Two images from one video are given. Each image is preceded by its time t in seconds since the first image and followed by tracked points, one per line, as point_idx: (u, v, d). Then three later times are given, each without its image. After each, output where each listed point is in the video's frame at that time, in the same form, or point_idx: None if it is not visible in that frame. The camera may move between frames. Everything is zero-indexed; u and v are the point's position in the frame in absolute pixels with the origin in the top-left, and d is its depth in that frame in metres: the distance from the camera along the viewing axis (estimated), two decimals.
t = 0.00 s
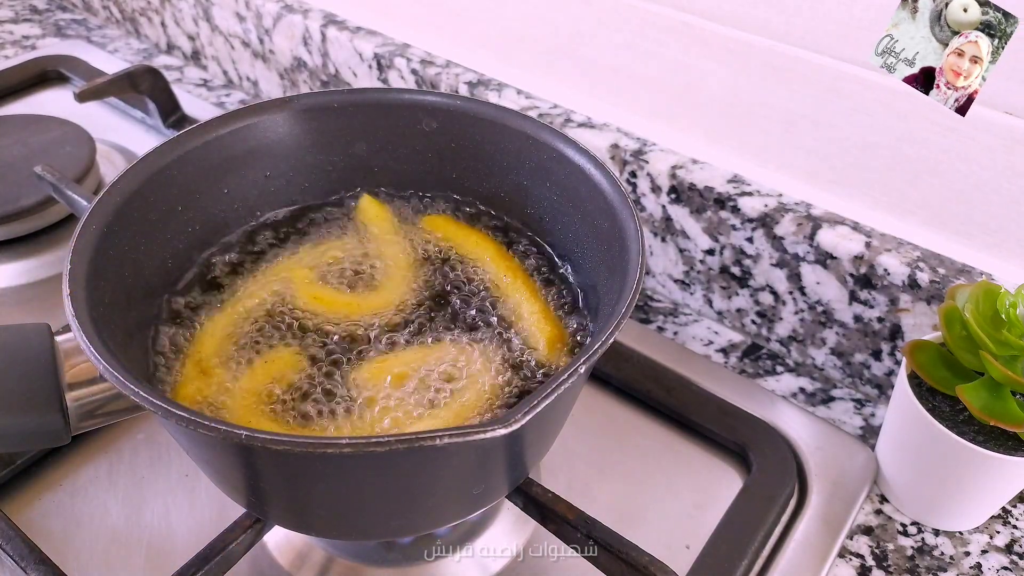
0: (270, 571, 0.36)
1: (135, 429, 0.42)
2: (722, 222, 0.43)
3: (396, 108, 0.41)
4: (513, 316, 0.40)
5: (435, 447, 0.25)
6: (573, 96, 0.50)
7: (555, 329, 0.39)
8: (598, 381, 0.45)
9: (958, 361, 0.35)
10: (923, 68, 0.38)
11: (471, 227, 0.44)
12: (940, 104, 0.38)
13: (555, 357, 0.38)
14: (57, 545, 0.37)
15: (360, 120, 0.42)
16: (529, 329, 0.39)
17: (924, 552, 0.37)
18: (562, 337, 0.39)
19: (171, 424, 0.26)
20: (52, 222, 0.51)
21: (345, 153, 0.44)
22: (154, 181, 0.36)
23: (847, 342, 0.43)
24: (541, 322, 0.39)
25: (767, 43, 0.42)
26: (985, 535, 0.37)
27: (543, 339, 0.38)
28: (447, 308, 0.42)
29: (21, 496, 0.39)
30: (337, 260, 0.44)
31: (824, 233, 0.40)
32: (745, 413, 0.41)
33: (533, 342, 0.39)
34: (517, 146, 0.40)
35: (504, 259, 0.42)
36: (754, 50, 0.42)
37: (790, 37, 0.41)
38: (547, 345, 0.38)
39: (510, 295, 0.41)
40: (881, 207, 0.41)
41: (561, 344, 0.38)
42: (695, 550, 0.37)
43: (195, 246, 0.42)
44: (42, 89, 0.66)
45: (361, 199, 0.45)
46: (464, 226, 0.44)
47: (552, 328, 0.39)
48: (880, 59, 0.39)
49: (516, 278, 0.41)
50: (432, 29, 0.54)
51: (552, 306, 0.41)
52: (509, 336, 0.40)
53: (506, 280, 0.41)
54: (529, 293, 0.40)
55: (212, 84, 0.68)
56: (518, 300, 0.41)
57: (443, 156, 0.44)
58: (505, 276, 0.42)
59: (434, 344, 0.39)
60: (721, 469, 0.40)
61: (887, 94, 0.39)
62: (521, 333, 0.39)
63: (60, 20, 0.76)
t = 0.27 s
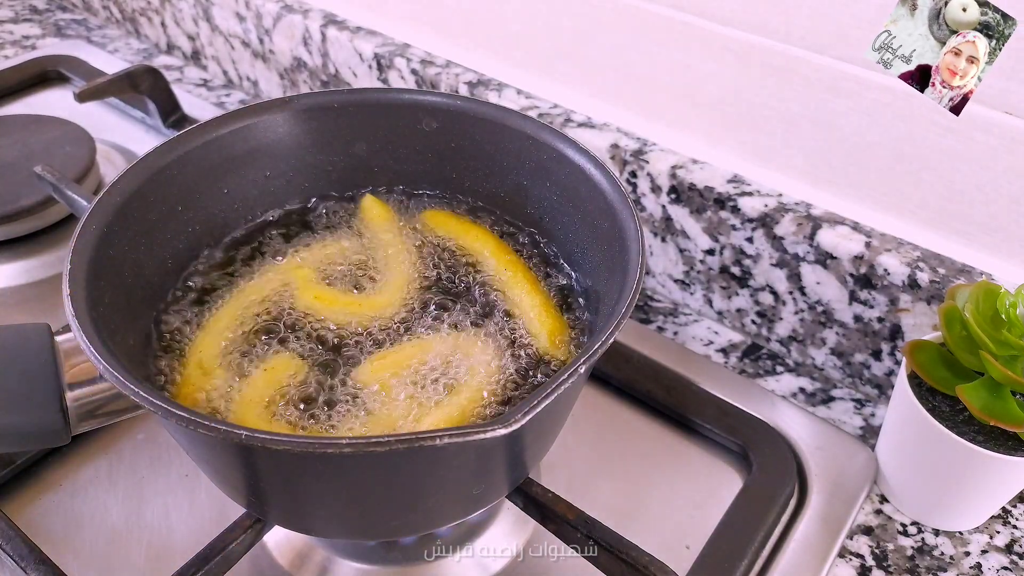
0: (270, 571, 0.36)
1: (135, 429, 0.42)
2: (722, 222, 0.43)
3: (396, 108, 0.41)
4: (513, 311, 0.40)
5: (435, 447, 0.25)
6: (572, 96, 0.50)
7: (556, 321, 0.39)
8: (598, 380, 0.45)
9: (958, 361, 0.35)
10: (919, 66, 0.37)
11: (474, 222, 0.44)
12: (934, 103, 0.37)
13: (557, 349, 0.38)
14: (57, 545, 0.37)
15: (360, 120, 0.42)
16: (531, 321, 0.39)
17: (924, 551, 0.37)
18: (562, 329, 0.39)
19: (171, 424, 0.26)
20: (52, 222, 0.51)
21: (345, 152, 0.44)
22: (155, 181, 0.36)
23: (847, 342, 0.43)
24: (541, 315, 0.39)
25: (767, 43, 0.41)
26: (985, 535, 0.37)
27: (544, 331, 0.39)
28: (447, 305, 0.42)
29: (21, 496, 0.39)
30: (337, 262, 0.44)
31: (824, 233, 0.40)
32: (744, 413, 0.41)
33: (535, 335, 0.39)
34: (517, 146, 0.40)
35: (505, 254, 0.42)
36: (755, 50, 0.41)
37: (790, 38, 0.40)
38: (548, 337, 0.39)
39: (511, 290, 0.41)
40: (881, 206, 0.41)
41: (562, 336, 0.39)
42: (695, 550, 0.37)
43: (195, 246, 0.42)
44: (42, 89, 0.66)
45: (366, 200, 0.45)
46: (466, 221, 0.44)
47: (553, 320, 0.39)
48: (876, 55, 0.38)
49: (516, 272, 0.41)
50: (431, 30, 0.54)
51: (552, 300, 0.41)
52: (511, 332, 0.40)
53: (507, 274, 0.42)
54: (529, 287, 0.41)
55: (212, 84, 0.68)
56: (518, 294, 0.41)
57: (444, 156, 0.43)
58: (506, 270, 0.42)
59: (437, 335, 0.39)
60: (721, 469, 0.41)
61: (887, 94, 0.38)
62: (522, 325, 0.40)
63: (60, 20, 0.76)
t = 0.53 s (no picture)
0: (270, 571, 0.36)
1: (135, 429, 0.42)
2: (722, 222, 0.43)
3: (396, 108, 0.41)
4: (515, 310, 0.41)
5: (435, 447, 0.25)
6: (572, 96, 0.50)
7: (559, 319, 0.39)
8: (597, 380, 0.45)
9: (958, 361, 0.35)
10: (918, 66, 0.37)
11: (474, 220, 0.44)
12: (933, 103, 0.37)
13: (560, 346, 0.38)
14: (57, 545, 0.37)
15: (360, 120, 0.42)
16: (535, 319, 0.40)
17: (924, 551, 0.37)
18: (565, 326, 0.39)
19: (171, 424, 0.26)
20: (52, 222, 0.51)
21: (345, 152, 0.44)
22: (155, 181, 0.36)
23: (847, 342, 0.43)
24: (545, 313, 0.40)
25: (767, 43, 0.41)
26: (985, 535, 0.37)
27: (547, 329, 0.39)
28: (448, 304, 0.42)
29: (21, 496, 0.39)
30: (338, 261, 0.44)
31: (824, 233, 0.40)
32: (744, 413, 0.41)
33: (539, 332, 0.39)
34: (517, 146, 0.40)
35: (506, 252, 0.42)
36: (754, 50, 0.41)
37: (791, 38, 0.40)
38: (553, 335, 0.39)
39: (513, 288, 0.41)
40: (881, 206, 0.41)
41: (567, 333, 0.39)
42: (695, 550, 0.37)
43: (195, 246, 0.42)
44: (42, 89, 0.66)
45: (372, 199, 0.45)
46: (467, 219, 0.44)
47: (557, 318, 0.39)
48: (876, 54, 0.38)
49: (517, 270, 0.42)
50: (431, 29, 0.54)
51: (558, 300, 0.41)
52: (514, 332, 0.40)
53: (509, 273, 0.42)
54: (530, 285, 0.41)
55: (213, 84, 0.68)
56: (521, 292, 0.41)
57: (444, 156, 0.43)
58: (507, 268, 0.42)
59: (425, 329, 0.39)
60: (721, 469, 0.41)
61: (888, 94, 0.38)
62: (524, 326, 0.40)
63: (60, 20, 0.76)
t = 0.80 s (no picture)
0: (270, 571, 0.36)
1: (135, 428, 0.42)
2: (722, 222, 0.43)
3: (396, 108, 0.41)
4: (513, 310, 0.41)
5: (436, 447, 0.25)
6: (572, 96, 0.50)
7: (559, 320, 0.39)
8: (597, 380, 0.45)
9: (958, 361, 0.35)
10: (918, 65, 0.37)
11: (474, 220, 0.44)
12: (933, 103, 0.37)
13: (560, 348, 0.38)
14: (57, 545, 0.37)
15: (360, 120, 0.42)
16: (535, 319, 0.39)
17: (924, 551, 0.37)
18: (564, 327, 0.39)
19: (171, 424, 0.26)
20: (52, 222, 0.51)
21: (345, 153, 0.44)
22: (155, 181, 0.36)
23: (847, 342, 0.43)
24: (544, 313, 0.39)
25: (766, 43, 0.41)
26: (985, 535, 0.37)
27: (546, 330, 0.39)
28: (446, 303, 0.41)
29: (21, 496, 0.39)
30: (336, 258, 0.44)
31: (824, 233, 0.40)
32: (744, 413, 0.41)
33: (539, 333, 0.39)
34: (517, 146, 0.40)
35: (506, 252, 0.42)
36: (754, 50, 0.41)
37: (791, 38, 0.40)
38: (552, 335, 0.39)
39: (513, 288, 0.41)
40: (881, 207, 0.41)
41: (566, 335, 0.39)
42: (695, 550, 0.37)
43: (195, 246, 0.42)
44: (42, 89, 0.66)
45: (385, 199, 0.45)
46: (467, 219, 0.44)
47: (556, 319, 0.39)
48: (876, 54, 0.38)
49: (518, 271, 0.41)
50: (431, 29, 0.54)
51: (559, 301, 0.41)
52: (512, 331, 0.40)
53: (509, 273, 0.42)
54: (530, 285, 0.41)
55: (213, 84, 0.68)
56: (521, 293, 0.41)
57: (444, 156, 0.43)
58: (508, 269, 0.42)
59: (417, 324, 0.40)
60: (721, 469, 0.41)
61: (887, 94, 0.38)
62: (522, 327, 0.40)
63: (60, 20, 0.76)
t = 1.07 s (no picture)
0: (270, 571, 0.36)
1: (135, 429, 0.42)
2: (722, 222, 0.43)
3: (396, 108, 0.41)
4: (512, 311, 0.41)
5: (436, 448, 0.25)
6: (572, 96, 0.50)
7: (559, 321, 0.39)
8: (597, 380, 0.45)
9: (957, 361, 0.35)
10: (920, 67, 0.37)
11: (473, 222, 0.44)
12: (936, 104, 0.37)
13: (560, 349, 0.38)
14: (57, 545, 0.37)
15: (360, 120, 0.42)
16: (534, 321, 0.39)
17: (924, 551, 0.37)
18: (564, 329, 0.39)
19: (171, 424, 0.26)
20: (52, 222, 0.51)
21: (345, 153, 0.44)
22: (154, 181, 0.36)
23: (847, 342, 0.43)
24: (544, 314, 0.39)
25: (766, 43, 0.40)
26: (985, 535, 0.37)
27: (546, 332, 0.39)
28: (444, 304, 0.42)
29: (21, 496, 0.39)
30: (331, 255, 0.45)
31: (824, 233, 0.40)
32: (744, 413, 0.41)
33: (539, 334, 0.39)
34: (517, 146, 0.40)
35: (505, 254, 0.42)
36: (754, 49, 0.41)
37: (791, 38, 0.39)
38: (552, 337, 0.39)
39: (512, 289, 0.41)
40: (881, 207, 0.41)
41: (566, 336, 0.39)
42: (695, 550, 0.37)
43: (195, 245, 0.42)
44: (42, 89, 0.66)
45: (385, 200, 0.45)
46: (466, 221, 0.44)
47: (556, 320, 0.39)
48: (878, 57, 0.38)
49: (517, 272, 0.42)
50: (431, 29, 0.54)
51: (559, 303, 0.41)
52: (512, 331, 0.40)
53: (508, 274, 0.42)
54: (530, 286, 0.41)
55: (213, 83, 0.68)
56: (519, 296, 0.41)
57: (444, 156, 0.43)
58: (506, 269, 0.42)
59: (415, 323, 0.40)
60: (721, 469, 0.41)
61: (887, 94, 0.38)
62: (521, 329, 0.40)
63: (60, 20, 0.76)
